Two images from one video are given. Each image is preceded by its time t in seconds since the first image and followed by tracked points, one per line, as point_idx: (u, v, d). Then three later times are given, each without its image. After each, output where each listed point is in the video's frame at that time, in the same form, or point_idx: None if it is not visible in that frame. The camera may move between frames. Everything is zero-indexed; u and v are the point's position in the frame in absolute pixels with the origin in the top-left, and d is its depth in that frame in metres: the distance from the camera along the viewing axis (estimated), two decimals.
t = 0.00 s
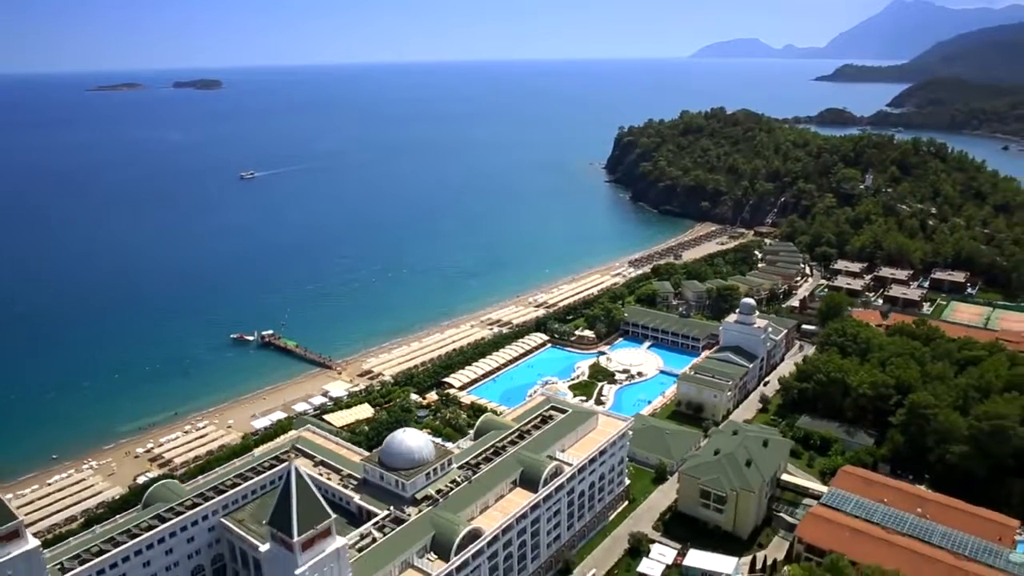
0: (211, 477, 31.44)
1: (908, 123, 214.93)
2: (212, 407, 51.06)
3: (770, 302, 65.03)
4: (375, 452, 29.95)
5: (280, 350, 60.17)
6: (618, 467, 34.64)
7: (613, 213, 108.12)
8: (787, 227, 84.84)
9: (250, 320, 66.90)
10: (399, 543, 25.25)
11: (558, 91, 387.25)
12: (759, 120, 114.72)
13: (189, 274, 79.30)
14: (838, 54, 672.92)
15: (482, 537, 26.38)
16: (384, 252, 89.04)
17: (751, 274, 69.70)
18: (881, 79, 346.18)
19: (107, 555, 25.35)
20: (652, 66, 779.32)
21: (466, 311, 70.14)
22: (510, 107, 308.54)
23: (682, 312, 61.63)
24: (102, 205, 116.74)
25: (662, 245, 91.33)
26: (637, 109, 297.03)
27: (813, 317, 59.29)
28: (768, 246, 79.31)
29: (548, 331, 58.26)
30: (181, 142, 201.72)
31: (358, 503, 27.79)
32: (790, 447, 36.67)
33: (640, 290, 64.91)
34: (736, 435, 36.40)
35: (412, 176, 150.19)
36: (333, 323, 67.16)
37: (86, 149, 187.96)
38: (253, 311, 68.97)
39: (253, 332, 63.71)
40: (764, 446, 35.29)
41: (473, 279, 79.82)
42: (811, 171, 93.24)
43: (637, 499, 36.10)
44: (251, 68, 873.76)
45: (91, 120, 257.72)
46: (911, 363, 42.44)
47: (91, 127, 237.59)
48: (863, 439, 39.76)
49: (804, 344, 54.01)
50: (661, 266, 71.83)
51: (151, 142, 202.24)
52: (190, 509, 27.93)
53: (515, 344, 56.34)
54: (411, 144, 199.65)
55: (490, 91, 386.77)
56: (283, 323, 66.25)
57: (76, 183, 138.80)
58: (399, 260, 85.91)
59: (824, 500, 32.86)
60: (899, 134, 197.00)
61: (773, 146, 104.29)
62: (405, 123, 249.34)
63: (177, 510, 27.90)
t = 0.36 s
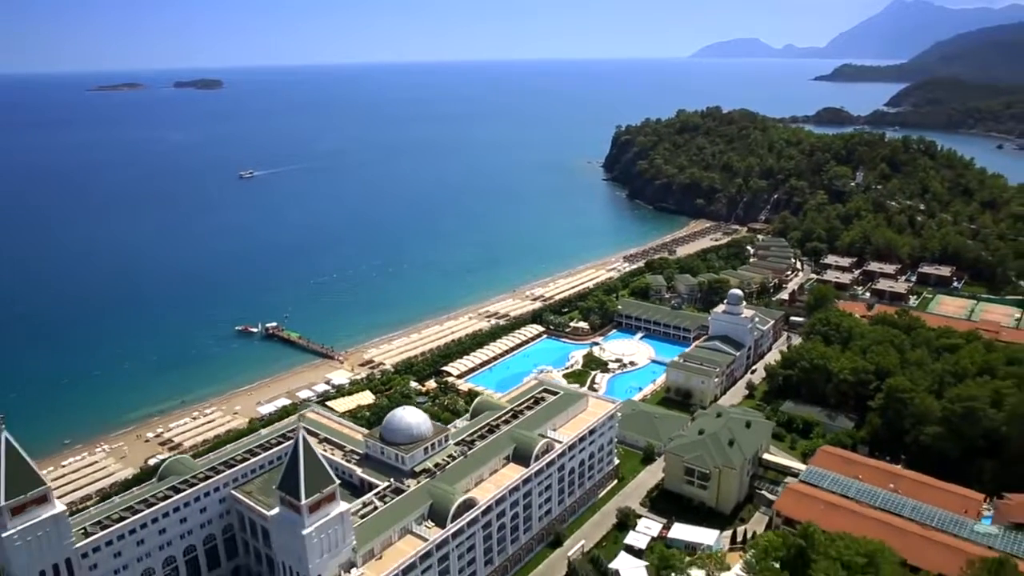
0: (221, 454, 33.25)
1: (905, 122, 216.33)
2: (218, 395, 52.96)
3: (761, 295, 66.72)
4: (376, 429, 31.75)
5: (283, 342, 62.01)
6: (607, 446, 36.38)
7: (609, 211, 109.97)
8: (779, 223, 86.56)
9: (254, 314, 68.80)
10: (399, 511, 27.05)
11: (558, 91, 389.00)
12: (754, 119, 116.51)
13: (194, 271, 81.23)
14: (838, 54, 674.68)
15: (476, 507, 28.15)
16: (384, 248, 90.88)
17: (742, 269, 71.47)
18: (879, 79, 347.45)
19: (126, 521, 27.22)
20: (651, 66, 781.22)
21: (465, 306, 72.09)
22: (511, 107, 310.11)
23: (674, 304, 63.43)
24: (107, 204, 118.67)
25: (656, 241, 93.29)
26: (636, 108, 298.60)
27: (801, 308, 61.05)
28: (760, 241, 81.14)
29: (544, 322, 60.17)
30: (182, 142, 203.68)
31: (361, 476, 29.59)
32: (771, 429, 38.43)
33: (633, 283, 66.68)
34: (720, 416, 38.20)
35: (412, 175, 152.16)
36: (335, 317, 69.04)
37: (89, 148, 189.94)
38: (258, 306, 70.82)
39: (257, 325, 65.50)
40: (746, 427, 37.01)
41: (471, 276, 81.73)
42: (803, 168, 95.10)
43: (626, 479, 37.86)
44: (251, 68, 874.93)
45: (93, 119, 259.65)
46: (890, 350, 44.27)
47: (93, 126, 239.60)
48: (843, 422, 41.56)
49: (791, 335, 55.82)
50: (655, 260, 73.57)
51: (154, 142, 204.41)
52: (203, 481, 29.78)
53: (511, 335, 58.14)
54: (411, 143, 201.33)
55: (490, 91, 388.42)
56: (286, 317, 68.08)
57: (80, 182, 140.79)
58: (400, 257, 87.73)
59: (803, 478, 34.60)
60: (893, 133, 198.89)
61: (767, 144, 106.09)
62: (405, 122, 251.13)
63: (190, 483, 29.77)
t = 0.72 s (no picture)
0: (229, 433, 34.98)
1: (902, 121, 217.66)
2: (223, 384, 54.80)
3: (752, 289, 68.41)
4: (377, 409, 33.49)
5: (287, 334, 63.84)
6: (597, 429, 38.09)
7: (605, 208, 111.73)
8: (772, 219, 88.26)
9: (258, 309, 70.67)
10: (398, 483, 28.75)
11: (558, 91, 390.45)
12: (750, 118, 118.24)
13: (199, 268, 83.16)
14: (837, 53, 675.89)
15: (471, 481, 29.84)
16: (385, 246, 92.77)
17: (734, 263, 73.21)
18: (878, 79, 348.70)
19: (141, 493, 28.96)
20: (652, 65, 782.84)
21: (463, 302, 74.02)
22: (511, 107, 311.72)
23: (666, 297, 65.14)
24: (112, 203, 120.65)
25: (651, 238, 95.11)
26: (636, 108, 300.02)
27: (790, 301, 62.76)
28: (752, 237, 82.82)
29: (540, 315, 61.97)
30: (184, 142, 205.63)
31: (362, 452, 31.34)
32: (755, 412, 40.13)
33: (628, 277, 68.39)
34: (706, 401, 39.89)
35: (412, 174, 153.93)
36: (336, 314, 70.96)
37: (93, 148, 192.03)
38: (262, 302, 72.70)
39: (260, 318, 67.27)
40: (731, 411, 38.71)
41: (470, 273, 83.61)
42: (796, 166, 96.83)
43: (615, 460, 39.56)
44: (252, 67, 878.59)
45: (95, 119, 261.76)
46: (872, 339, 46.01)
47: (96, 126, 241.63)
48: (825, 407, 43.31)
49: (779, 326, 57.58)
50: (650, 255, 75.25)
51: (157, 142, 206.38)
52: (213, 457, 31.52)
53: (508, 327, 59.90)
54: (411, 143, 203.00)
55: (490, 91, 389.96)
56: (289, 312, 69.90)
57: (85, 182, 142.82)
58: (400, 255, 89.62)
59: (784, 457, 36.28)
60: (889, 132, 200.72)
61: (762, 143, 107.82)
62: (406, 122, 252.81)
63: (201, 458, 31.54)
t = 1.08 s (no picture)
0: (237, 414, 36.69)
1: (899, 120, 219.17)
2: (228, 375, 56.62)
3: (744, 282, 70.10)
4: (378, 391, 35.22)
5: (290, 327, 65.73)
6: (588, 412, 39.79)
7: (601, 206, 113.50)
8: (765, 215, 89.95)
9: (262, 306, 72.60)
10: (398, 458, 30.46)
11: (558, 91, 391.86)
12: (745, 117, 119.93)
13: (204, 266, 85.12)
14: (837, 53, 677.14)
15: (466, 458, 31.53)
16: (386, 245, 94.65)
17: (726, 258, 74.89)
18: (876, 79, 350.09)
19: (155, 469, 30.70)
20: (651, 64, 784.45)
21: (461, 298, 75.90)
22: (511, 107, 313.36)
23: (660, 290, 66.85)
24: (116, 202, 122.56)
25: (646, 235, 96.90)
26: (635, 108, 301.45)
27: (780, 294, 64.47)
28: (745, 233, 84.55)
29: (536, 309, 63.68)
30: (186, 141, 207.39)
31: (363, 431, 33.08)
32: (740, 397, 41.84)
33: (622, 271, 70.09)
34: (693, 386, 41.59)
35: (412, 173, 155.68)
36: (338, 310, 72.90)
37: (95, 147, 193.80)
38: (266, 299, 74.62)
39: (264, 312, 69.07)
40: (716, 395, 40.42)
41: (468, 270, 85.45)
42: (790, 164, 98.53)
43: (606, 443, 41.28)
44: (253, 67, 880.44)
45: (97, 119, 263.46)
46: (854, 328, 47.77)
47: (98, 126, 243.38)
48: (809, 394, 45.05)
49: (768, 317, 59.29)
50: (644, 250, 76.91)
51: (159, 141, 208.05)
52: (223, 436, 33.26)
53: (505, 319, 61.63)
54: (411, 142, 204.73)
55: (490, 91, 391.37)
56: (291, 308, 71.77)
57: (89, 181, 144.74)
58: (400, 253, 91.51)
59: (766, 439, 37.97)
60: (886, 132, 202.56)
61: (756, 142, 109.53)
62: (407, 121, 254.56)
63: (211, 437, 33.28)
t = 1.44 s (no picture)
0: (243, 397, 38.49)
1: (896, 119, 220.50)
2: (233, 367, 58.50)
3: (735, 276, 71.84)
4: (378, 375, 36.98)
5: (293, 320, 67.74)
6: (580, 397, 41.56)
7: (598, 204, 115.28)
8: (758, 212, 91.71)
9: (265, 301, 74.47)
10: (397, 436, 32.22)
11: (558, 91, 393.04)
12: (741, 116, 121.60)
13: (208, 264, 87.10)
14: (837, 53, 677.82)
15: (462, 436, 33.26)
16: (386, 243, 96.51)
17: (718, 253, 76.65)
18: (875, 79, 351.29)
19: (168, 445, 32.47)
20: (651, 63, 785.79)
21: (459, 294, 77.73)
22: (511, 106, 314.72)
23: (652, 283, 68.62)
24: (120, 201, 124.37)
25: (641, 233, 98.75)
26: (634, 108, 302.72)
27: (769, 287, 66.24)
28: (737, 230, 86.36)
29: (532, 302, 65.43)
30: (188, 141, 209.14)
31: (364, 411, 34.85)
32: (726, 383, 43.61)
33: (617, 266, 71.86)
34: (680, 372, 43.39)
35: (412, 172, 157.42)
36: (339, 306, 74.85)
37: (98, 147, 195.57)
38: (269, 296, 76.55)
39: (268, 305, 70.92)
40: (702, 381, 42.17)
41: (466, 268, 87.35)
42: (783, 163, 100.26)
43: (597, 426, 43.06)
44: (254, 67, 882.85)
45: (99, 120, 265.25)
46: (838, 318, 49.51)
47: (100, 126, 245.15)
48: (793, 381, 46.80)
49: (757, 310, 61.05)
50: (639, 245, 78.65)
51: (161, 141, 209.74)
52: (231, 416, 35.06)
53: (502, 311, 63.42)
54: (411, 142, 206.50)
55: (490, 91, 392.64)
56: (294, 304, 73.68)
57: (93, 180, 146.66)
58: (400, 251, 93.35)
59: (750, 422, 39.71)
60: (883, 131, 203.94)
61: (751, 140, 111.24)
62: (407, 120, 256.29)
63: (220, 417, 35.08)
